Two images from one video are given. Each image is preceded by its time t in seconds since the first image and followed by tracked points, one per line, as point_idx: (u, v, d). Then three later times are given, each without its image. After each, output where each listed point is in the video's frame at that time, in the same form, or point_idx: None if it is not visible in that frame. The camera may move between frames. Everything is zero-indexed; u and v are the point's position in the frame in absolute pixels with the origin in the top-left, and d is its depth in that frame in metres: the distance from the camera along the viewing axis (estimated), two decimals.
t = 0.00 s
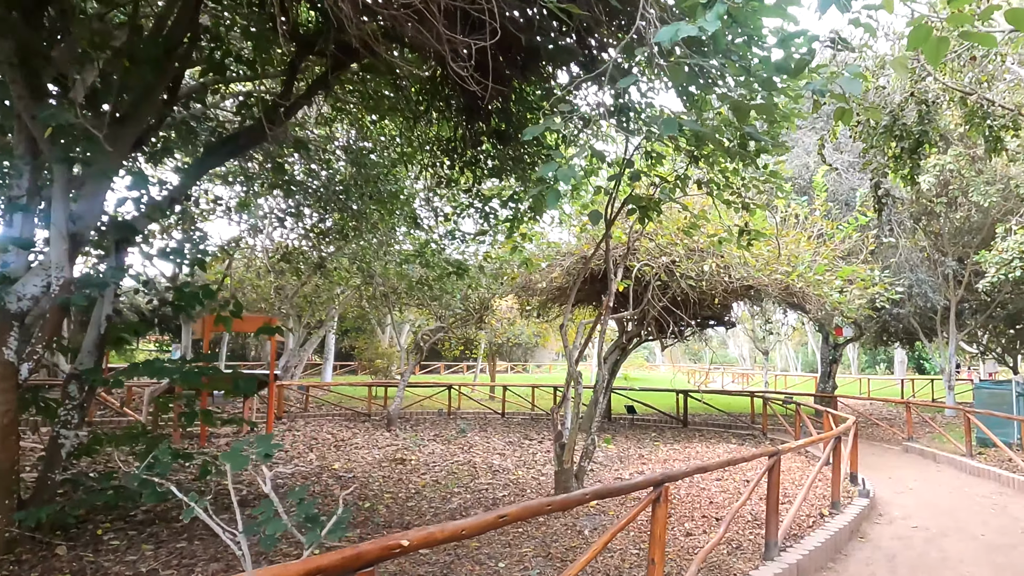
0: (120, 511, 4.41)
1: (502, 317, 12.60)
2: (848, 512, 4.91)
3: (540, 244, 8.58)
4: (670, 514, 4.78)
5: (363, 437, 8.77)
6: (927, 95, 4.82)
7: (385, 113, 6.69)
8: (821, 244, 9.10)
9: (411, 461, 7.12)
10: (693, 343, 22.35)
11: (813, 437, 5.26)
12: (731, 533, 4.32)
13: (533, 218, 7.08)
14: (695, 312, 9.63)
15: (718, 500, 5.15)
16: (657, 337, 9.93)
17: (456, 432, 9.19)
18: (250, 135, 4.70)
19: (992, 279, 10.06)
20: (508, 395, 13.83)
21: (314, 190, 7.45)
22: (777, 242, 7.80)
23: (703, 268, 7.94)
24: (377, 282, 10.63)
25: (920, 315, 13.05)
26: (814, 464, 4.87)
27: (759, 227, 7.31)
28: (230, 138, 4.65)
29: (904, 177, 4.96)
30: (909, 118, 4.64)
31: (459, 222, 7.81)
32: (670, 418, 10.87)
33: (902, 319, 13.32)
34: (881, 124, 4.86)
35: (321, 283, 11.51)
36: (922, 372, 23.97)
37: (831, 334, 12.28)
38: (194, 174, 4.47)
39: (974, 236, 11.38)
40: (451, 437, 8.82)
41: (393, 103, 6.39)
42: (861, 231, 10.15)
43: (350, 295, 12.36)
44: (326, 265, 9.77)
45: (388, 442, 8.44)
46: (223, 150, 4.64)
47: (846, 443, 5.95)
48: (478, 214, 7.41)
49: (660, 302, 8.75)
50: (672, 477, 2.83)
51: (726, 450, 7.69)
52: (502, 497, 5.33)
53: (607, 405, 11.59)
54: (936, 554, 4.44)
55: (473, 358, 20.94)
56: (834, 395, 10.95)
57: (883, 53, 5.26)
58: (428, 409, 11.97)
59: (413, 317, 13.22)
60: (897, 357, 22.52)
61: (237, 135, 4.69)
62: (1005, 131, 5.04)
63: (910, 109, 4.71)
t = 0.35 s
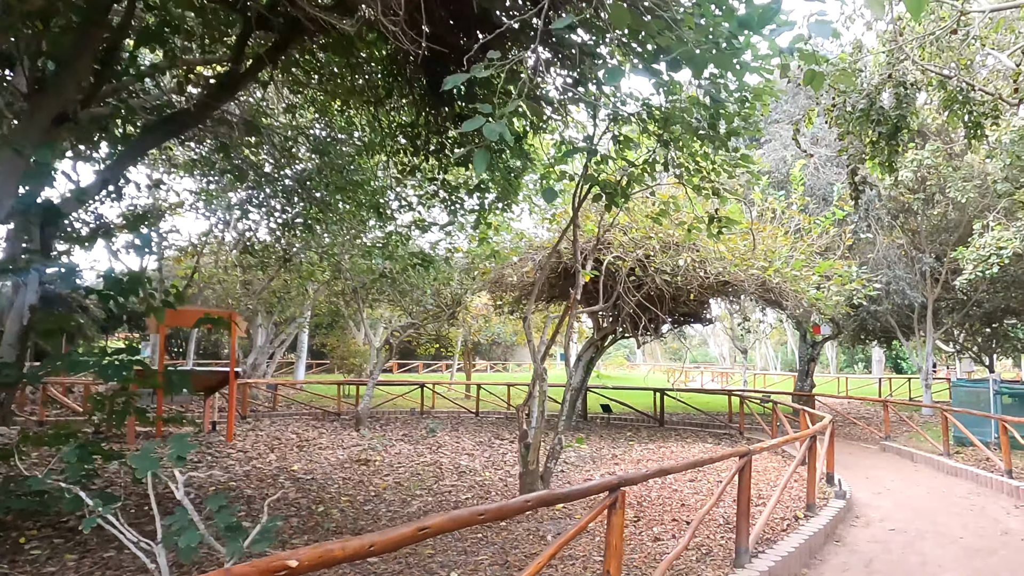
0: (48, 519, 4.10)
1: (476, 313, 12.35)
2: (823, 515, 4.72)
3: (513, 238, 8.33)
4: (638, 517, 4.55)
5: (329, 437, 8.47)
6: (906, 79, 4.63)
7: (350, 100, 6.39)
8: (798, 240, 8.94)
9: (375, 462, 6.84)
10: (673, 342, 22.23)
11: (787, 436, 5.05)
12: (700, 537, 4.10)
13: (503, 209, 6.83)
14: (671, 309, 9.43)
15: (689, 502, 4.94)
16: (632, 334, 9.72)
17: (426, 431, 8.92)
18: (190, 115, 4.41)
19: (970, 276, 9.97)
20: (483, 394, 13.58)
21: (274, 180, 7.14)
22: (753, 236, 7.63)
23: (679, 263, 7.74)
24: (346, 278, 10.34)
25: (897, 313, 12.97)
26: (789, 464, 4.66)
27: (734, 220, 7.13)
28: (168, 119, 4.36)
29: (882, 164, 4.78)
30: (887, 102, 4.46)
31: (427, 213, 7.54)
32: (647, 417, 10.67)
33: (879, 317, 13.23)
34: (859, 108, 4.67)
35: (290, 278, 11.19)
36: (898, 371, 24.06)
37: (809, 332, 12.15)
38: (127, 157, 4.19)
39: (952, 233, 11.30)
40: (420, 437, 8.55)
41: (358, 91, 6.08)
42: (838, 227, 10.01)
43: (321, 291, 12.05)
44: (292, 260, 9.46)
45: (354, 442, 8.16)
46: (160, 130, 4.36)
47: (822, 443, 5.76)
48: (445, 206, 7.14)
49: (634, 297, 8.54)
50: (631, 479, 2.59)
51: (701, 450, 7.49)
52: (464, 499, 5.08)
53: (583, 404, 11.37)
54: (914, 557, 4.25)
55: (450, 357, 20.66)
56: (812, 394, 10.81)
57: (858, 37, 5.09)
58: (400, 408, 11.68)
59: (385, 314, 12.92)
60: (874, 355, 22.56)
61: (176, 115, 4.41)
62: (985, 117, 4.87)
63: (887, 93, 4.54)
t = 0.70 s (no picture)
0: None
1: (450, 311, 12.10)
2: (799, 521, 4.52)
3: (484, 233, 8.07)
4: (607, 524, 4.32)
5: (293, 438, 8.17)
6: (888, 67, 4.47)
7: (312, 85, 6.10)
8: (776, 236, 8.79)
9: (337, 464, 6.56)
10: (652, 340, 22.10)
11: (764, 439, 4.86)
12: (671, 548, 3.87)
13: (472, 202, 6.57)
14: (648, 306, 9.21)
15: (660, 508, 4.72)
16: (608, 333, 9.51)
17: (395, 431, 8.64)
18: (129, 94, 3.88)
19: (948, 275, 9.88)
20: (457, 392, 13.31)
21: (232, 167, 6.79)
22: (731, 232, 7.45)
23: (655, 258, 7.53)
24: (314, 273, 10.03)
25: (875, 312, 12.90)
26: (766, 469, 4.45)
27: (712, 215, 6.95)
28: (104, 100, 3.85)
29: (862, 156, 4.59)
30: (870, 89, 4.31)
31: (394, 205, 7.26)
32: (623, 416, 10.46)
33: (857, 316, 13.15)
34: (839, 95, 4.51)
35: (257, 273, 10.84)
36: (874, 370, 24.17)
37: (786, 331, 12.03)
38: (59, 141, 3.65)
39: (930, 232, 11.23)
40: (388, 437, 8.28)
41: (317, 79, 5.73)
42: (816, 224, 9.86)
43: (290, 286, 11.72)
44: (258, 254, 9.13)
45: (319, 442, 7.87)
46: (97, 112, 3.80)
47: (800, 445, 5.56)
48: (415, 199, 6.87)
49: (610, 293, 8.31)
50: (590, 489, 2.35)
51: (676, 454, 7.29)
52: (425, 506, 4.82)
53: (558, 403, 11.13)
54: (894, 566, 4.07)
55: (425, 355, 20.39)
56: (790, 393, 10.65)
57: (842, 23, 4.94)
58: (370, 407, 11.40)
59: (357, 311, 12.62)
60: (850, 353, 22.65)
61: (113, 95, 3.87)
62: (967, 109, 4.74)
63: (869, 79, 4.42)
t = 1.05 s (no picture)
0: None
1: (424, 308, 11.83)
2: (776, 528, 4.30)
3: (456, 227, 7.79)
4: (574, 532, 4.07)
5: (256, 438, 7.86)
6: (873, 50, 4.30)
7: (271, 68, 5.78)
8: (755, 232, 8.61)
9: (298, 466, 6.26)
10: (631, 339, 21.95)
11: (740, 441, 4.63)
12: (641, 559, 3.63)
13: (440, 193, 6.29)
14: (624, 303, 9.00)
15: (632, 514, 4.50)
16: (583, 330, 9.28)
17: (363, 431, 8.36)
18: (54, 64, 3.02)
19: (927, 273, 9.77)
20: (431, 391, 13.04)
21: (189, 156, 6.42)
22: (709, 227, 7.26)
23: (632, 253, 7.31)
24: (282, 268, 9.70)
25: (853, 311, 12.81)
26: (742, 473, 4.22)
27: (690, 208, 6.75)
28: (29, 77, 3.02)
29: (846, 146, 4.38)
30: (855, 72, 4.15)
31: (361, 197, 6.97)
32: (599, 416, 10.24)
33: (835, 314, 13.05)
34: (821, 79, 4.34)
35: (223, 268, 10.49)
36: (851, 370, 24.25)
37: (765, 330, 11.88)
38: None
39: (909, 231, 11.15)
40: (355, 437, 7.99)
41: (268, 74, 5.39)
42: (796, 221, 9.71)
43: (259, 282, 11.37)
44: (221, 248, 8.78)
45: (282, 443, 7.57)
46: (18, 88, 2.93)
47: (777, 447, 5.35)
48: (381, 190, 6.59)
49: (585, 289, 8.08)
50: (547, 501, 2.08)
51: (650, 456, 7.06)
52: (384, 512, 4.55)
53: (533, 402, 10.90)
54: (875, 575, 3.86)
55: (401, 353, 20.07)
56: (768, 393, 10.50)
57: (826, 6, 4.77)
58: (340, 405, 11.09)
59: (328, 308, 12.30)
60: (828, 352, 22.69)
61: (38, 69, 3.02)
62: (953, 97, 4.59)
63: (853, 62, 4.26)
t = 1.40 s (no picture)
0: None
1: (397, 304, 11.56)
2: (749, 533, 4.09)
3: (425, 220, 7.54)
4: (535, 539, 3.83)
5: (216, 438, 7.55)
6: (851, 26, 4.18)
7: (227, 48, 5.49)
8: (733, 226, 8.42)
9: (254, 467, 5.97)
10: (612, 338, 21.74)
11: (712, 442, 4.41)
12: (604, 567, 3.40)
13: (405, 182, 6.03)
14: (600, 299, 8.78)
15: (599, 518, 4.26)
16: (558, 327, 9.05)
17: (329, 430, 8.08)
18: None
19: (907, 270, 9.65)
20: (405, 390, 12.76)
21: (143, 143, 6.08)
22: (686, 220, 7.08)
23: (606, 247, 7.10)
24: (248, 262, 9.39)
25: (832, 309, 12.67)
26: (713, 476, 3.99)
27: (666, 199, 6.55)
28: None
29: (822, 131, 4.20)
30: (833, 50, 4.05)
31: (324, 186, 6.69)
32: (574, 415, 10.01)
33: (815, 312, 12.91)
34: (797, 56, 4.23)
35: (188, 262, 10.15)
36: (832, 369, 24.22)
37: (744, 328, 11.71)
38: None
39: (888, 228, 11.03)
40: (320, 437, 7.71)
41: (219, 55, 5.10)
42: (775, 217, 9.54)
43: (226, 277, 11.04)
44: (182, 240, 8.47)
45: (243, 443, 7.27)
46: None
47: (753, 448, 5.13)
48: (344, 180, 6.32)
49: (559, 284, 7.85)
50: (483, 509, 1.84)
51: (623, 457, 6.85)
52: (337, 516, 4.29)
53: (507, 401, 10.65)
54: None
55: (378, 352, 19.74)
56: (746, 392, 10.32)
57: None
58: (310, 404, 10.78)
59: (299, 304, 11.98)
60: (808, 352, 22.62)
61: None
62: (932, 80, 4.49)
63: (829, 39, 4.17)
